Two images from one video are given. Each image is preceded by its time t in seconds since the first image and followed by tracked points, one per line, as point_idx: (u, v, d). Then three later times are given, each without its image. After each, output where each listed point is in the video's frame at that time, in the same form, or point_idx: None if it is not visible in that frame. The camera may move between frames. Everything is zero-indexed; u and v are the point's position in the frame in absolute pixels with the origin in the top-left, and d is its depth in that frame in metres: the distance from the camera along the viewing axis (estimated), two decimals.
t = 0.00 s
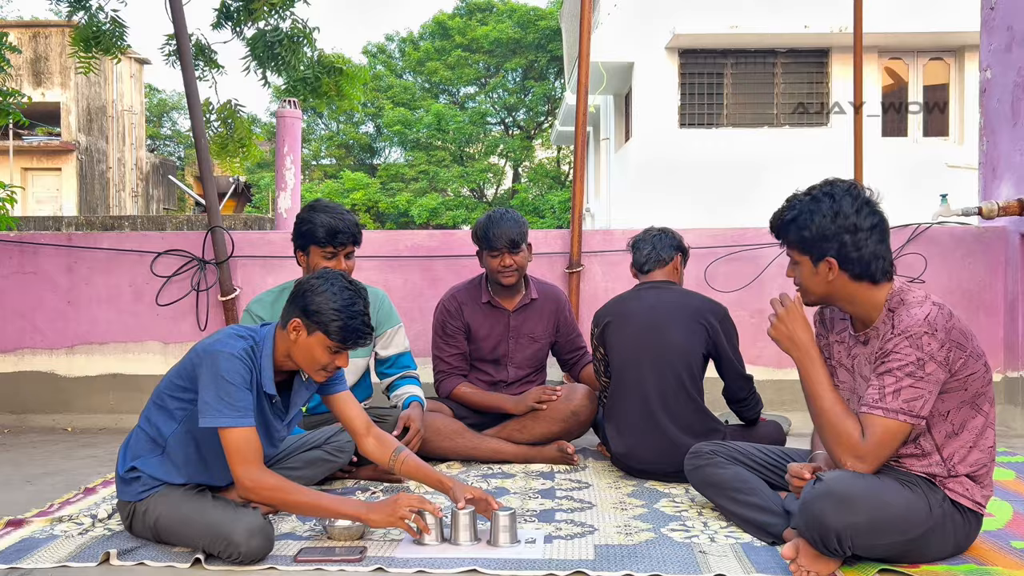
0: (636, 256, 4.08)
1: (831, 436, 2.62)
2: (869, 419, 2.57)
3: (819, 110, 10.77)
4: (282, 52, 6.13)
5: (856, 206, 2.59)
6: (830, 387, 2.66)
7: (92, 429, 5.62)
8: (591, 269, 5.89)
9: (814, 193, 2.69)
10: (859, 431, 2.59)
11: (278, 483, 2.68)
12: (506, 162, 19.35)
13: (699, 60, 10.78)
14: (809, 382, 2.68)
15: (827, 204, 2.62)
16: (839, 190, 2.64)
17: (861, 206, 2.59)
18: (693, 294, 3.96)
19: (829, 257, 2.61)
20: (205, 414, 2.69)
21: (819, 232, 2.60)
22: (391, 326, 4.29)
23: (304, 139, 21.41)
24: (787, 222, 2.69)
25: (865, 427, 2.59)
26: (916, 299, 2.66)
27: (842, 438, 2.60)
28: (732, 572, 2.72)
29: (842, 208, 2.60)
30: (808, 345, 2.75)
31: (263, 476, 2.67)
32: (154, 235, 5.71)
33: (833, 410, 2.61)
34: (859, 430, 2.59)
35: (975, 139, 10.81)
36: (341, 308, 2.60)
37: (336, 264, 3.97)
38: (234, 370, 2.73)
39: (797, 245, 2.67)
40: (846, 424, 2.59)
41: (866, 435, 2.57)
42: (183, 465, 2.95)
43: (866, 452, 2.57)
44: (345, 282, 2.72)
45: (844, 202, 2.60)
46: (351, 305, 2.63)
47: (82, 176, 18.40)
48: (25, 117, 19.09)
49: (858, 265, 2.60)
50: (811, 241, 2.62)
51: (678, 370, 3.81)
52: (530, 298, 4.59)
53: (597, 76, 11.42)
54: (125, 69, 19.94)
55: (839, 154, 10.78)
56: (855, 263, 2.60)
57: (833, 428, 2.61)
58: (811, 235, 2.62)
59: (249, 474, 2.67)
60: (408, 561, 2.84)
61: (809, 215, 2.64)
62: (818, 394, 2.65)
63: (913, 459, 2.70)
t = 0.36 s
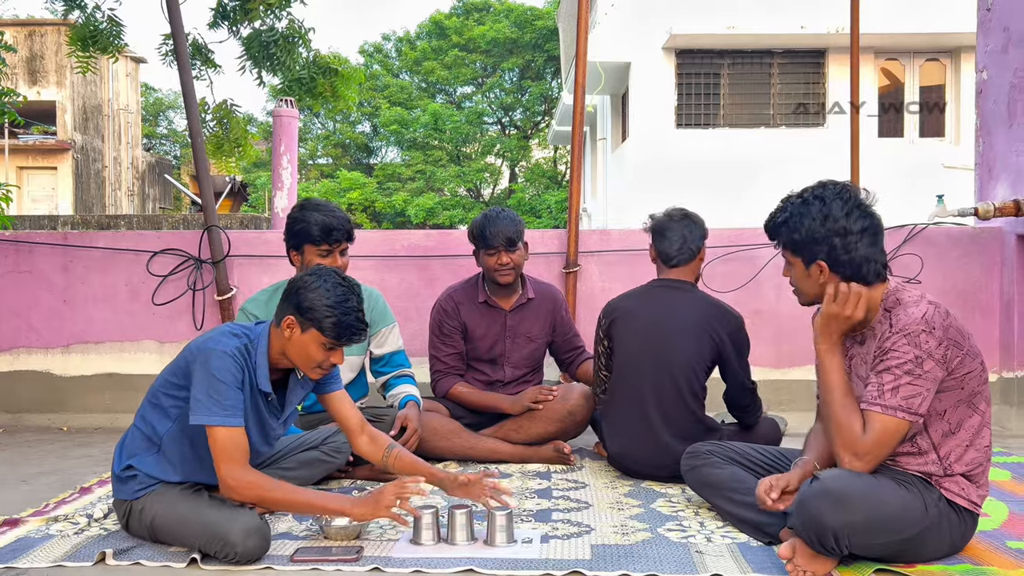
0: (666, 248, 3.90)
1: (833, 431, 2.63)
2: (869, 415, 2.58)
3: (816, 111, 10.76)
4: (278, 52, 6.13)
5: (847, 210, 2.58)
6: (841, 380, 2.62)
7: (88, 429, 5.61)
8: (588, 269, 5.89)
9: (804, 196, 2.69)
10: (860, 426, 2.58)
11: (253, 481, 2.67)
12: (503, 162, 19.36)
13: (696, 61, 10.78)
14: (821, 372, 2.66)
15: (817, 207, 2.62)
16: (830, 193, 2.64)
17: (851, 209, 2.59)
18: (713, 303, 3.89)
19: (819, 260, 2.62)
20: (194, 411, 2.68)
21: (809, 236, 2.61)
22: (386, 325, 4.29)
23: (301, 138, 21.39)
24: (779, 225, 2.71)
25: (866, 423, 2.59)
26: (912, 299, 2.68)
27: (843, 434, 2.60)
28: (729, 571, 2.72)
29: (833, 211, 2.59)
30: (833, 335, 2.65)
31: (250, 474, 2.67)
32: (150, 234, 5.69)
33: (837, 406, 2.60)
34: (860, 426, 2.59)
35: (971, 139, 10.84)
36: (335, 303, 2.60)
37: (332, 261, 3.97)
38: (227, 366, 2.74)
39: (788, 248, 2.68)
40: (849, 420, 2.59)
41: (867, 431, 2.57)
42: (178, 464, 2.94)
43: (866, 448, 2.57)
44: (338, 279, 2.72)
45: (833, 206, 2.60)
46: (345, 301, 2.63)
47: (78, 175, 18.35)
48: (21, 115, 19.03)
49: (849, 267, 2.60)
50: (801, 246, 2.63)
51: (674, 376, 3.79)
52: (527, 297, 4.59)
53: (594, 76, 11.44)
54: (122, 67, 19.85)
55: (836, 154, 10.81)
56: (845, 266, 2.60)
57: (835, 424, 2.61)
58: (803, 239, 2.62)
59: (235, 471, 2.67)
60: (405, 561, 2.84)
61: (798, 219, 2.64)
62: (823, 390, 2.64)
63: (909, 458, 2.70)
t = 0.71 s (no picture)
0: (695, 245, 3.81)
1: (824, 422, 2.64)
2: (865, 408, 2.57)
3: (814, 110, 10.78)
4: (275, 50, 6.13)
5: (856, 218, 2.60)
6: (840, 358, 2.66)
7: (85, 427, 5.60)
8: (586, 267, 5.89)
9: (811, 202, 2.69)
10: (850, 416, 2.59)
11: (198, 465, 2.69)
12: (501, 161, 19.33)
13: (693, 60, 10.79)
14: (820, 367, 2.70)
15: (825, 216, 2.62)
16: (837, 200, 2.65)
17: (859, 218, 2.60)
18: (730, 309, 3.82)
19: (826, 268, 2.63)
20: (164, 397, 2.68)
21: (817, 245, 2.61)
22: (383, 323, 4.29)
23: (298, 136, 21.37)
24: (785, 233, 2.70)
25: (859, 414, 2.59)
26: (922, 305, 2.66)
27: (834, 425, 2.60)
28: (726, 570, 2.73)
29: (842, 219, 2.60)
30: (845, 328, 2.64)
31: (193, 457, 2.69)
32: (147, 232, 5.69)
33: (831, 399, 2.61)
34: (851, 416, 2.60)
35: (968, 139, 10.86)
36: (300, 269, 2.62)
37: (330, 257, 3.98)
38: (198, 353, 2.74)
39: (793, 256, 2.68)
40: (840, 410, 2.61)
41: (856, 420, 2.58)
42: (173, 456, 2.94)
43: (854, 438, 2.57)
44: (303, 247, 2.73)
45: (841, 216, 2.61)
46: (309, 265, 2.66)
47: (75, 173, 18.33)
48: (18, 113, 18.99)
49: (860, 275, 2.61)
50: (809, 255, 2.63)
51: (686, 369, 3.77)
52: (522, 294, 4.59)
53: (592, 75, 11.44)
54: (118, 65, 19.77)
55: (833, 153, 10.82)
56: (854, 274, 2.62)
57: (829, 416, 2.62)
58: (812, 246, 2.63)
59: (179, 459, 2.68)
60: (401, 559, 2.84)
61: (807, 227, 2.64)
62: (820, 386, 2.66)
63: (906, 458, 2.70)
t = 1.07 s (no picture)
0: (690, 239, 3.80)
1: (823, 432, 2.58)
2: (861, 419, 2.56)
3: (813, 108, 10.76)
4: (273, 46, 6.12)
5: (836, 261, 2.54)
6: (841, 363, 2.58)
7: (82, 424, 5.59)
8: (583, 265, 5.89)
9: (789, 238, 2.62)
10: (850, 430, 2.56)
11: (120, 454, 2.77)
12: (499, 158, 19.31)
13: (691, 58, 10.79)
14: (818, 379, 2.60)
15: (801, 257, 2.58)
16: (815, 238, 2.57)
17: (836, 255, 2.55)
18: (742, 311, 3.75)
19: (805, 299, 2.66)
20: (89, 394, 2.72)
21: (793, 280, 2.62)
22: (381, 322, 4.29)
23: (296, 133, 21.37)
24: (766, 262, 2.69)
25: (856, 427, 2.57)
26: (918, 315, 2.64)
27: (833, 439, 2.56)
28: (724, 568, 2.73)
29: (820, 260, 2.56)
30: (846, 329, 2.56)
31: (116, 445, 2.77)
32: (144, 229, 5.68)
33: (832, 413, 2.55)
34: (850, 429, 2.57)
35: (966, 138, 10.83)
36: (214, 217, 2.83)
37: (334, 253, 3.96)
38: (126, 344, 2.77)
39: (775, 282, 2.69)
40: (841, 425, 2.55)
41: (857, 435, 2.55)
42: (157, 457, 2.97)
43: (853, 452, 2.55)
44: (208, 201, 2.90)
45: (819, 257, 2.55)
46: (222, 216, 2.86)
47: (72, 170, 18.34)
48: (15, 109, 19.01)
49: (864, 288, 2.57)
50: (789, 286, 2.65)
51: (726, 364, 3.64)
52: (518, 289, 4.60)
53: (591, 72, 11.44)
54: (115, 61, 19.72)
55: (831, 152, 10.85)
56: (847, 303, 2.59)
57: (828, 429, 2.56)
58: (790, 280, 2.64)
59: (97, 448, 2.76)
60: (398, 556, 2.84)
61: (783, 266, 2.63)
62: (818, 396, 2.58)
63: (901, 458, 2.71)
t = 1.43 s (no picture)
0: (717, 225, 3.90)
1: (817, 430, 2.60)
2: (854, 417, 2.57)
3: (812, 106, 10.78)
4: (272, 42, 6.12)
5: (839, 259, 2.55)
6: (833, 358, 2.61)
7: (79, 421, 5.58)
8: (582, 263, 5.89)
9: (792, 237, 2.61)
10: (844, 429, 2.57)
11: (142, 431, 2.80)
12: (498, 156, 19.29)
13: (691, 55, 10.78)
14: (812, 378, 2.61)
15: (807, 256, 2.57)
16: (819, 237, 2.56)
17: (841, 253, 2.55)
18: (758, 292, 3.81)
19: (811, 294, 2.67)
20: (92, 364, 2.79)
21: (798, 277, 2.62)
22: (382, 320, 4.30)
23: (295, 130, 21.32)
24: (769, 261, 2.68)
25: (850, 425, 2.58)
26: (914, 313, 2.64)
27: (828, 437, 2.58)
28: (722, 566, 2.73)
29: (826, 258, 2.55)
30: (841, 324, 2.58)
31: (128, 425, 2.79)
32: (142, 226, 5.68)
33: (825, 412, 2.58)
34: (845, 428, 2.58)
35: (964, 137, 10.85)
36: (167, 209, 2.93)
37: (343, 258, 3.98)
38: (109, 315, 2.87)
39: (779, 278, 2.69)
40: (834, 423, 2.57)
41: (850, 435, 2.56)
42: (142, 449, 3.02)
43: (846, 450, 2.57)
44: (162, 194, 3.00)
45: (825, 254, 2.55)
46: (174, 204, 2.97)
47: (71, 166, 18.34)
48: (13, 105, 18.99)
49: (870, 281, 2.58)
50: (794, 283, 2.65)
51: (747, 366, 3.72)
52: (510, 285, 4.60)
53: (589, 70, 11.43)
54: (114, 58, 19.70)
55: (830, 149, 10.85)
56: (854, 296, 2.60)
57: (822, 429, 2.58)
58: (795, 279, 2.63)
59: (118, 423, 2.78)
60: (396, 553, 2.84)
61: (788, 264, 2.61)
62: (812, 394, 2.61)
63: (900, 456, 2.71)
